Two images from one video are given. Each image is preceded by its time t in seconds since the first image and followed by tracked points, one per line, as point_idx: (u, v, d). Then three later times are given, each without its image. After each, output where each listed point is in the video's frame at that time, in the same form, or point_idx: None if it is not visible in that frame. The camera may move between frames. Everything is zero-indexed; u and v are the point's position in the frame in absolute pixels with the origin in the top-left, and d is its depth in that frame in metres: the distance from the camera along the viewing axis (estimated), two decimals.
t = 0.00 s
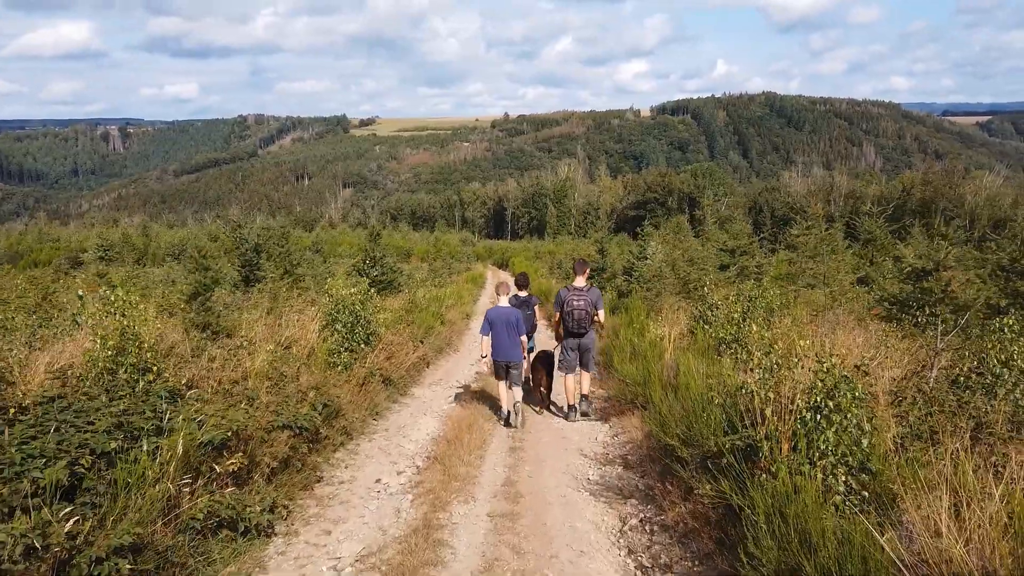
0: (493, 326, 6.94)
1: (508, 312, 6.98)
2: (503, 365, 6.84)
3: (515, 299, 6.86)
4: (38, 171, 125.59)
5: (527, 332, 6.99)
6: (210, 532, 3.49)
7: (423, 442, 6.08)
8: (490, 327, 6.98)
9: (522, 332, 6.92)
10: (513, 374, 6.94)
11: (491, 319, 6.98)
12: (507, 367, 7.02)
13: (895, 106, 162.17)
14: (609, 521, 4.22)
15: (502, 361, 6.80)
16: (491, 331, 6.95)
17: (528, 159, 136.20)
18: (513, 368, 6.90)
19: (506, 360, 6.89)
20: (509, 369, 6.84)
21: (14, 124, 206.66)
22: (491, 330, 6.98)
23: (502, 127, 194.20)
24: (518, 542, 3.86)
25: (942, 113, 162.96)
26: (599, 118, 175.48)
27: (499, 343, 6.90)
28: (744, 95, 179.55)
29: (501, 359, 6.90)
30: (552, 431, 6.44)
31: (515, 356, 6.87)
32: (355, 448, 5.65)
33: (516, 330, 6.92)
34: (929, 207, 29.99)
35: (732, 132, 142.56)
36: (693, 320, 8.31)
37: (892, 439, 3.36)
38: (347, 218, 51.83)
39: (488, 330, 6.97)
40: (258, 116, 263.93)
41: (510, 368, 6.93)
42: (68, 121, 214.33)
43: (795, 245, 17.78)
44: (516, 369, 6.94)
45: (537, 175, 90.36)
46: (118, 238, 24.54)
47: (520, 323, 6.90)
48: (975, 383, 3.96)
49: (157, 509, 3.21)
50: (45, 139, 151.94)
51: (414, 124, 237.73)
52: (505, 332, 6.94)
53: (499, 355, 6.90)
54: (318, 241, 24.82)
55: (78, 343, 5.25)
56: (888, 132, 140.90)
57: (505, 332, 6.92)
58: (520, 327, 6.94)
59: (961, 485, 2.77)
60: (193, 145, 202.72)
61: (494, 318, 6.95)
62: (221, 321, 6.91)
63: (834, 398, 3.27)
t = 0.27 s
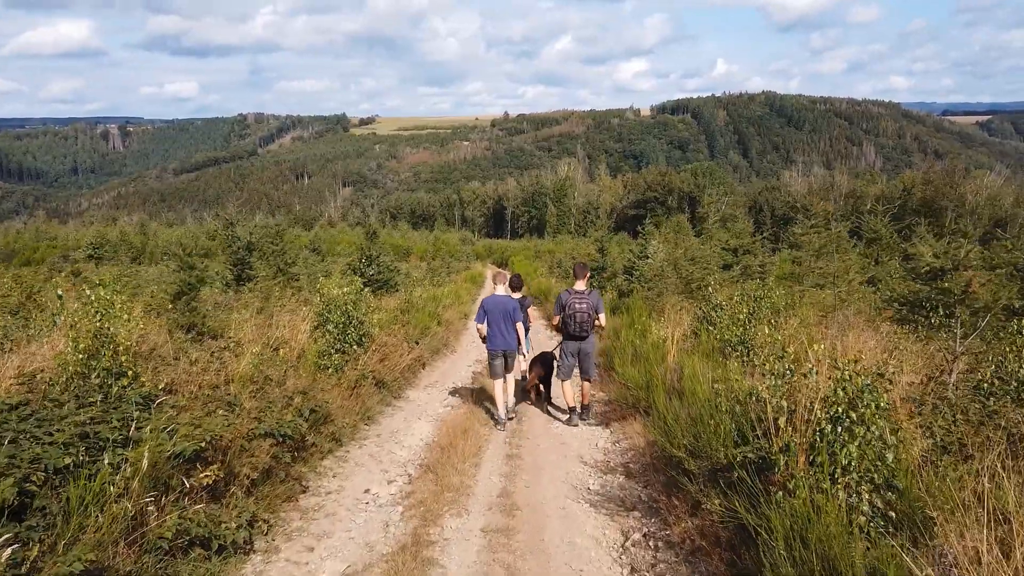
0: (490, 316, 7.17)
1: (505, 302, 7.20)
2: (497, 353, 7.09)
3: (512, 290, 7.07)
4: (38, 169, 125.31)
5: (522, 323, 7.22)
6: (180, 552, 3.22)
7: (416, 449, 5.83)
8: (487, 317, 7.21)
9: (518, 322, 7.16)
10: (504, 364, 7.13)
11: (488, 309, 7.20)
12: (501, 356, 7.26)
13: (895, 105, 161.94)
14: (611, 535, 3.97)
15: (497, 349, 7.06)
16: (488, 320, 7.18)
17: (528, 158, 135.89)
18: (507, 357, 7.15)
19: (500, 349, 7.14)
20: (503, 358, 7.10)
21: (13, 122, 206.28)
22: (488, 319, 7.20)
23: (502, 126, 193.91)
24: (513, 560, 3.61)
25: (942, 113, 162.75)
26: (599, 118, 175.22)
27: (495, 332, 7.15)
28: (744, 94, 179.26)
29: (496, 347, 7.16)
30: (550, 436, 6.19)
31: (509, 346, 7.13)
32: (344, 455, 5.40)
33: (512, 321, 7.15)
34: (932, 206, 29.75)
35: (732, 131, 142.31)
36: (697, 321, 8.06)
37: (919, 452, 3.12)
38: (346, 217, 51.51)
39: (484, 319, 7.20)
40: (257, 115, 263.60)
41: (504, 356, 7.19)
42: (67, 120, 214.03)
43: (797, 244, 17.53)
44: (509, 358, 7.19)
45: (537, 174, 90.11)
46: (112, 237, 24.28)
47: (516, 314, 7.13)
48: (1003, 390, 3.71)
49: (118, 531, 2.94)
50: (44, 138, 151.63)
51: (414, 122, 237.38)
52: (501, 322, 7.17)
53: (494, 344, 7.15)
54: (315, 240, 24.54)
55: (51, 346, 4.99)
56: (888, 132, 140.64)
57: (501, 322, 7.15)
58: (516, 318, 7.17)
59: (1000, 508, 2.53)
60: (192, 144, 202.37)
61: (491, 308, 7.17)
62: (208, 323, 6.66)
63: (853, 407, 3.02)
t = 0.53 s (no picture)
0: (487, 321, 6.95)
1: (503, 306, 7.00)
2: (495, 358, 6.91)
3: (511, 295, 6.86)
4: (38, 169, 125.21)
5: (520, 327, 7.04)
6: None
7: (408, 457, 5.59)
8: (484, 321, 7.00)
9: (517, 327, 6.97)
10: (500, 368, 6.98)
11: (485, 313, 6.98)
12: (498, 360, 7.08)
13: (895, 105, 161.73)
14: (612, 553, 3.72)
15: (495, 355, 6.87)
16: (485, 325, 6.97)
17: (528, 158, 135.77)
18: (505, 362, 6.98)
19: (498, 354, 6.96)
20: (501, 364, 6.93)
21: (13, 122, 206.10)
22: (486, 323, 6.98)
23: (502, 126, 193.80)
24: None
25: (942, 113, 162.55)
26: (599, 118, 175.11)
27: (492, 337, 6.95)
28: (744, 94, 179.04)
29: (494, 353, 6.96)
30: (549, 443, 5.95)
31: (507, 351, 6.94)
32: (333, 464, 5.16)
33: (510, 325, 6.97)
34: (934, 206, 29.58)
35: (732, 132, 142.25)
36: (700, 323, 7.83)
37: (948, 469, 2.88)
38: (345, 217, 51.30)
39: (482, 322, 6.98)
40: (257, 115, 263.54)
41: (501, 361, 7.02)
42: (67, 119, 213.94)
43: (799, 244, 17.30)
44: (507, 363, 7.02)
45: (537, 174, 89.97)
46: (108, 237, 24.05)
47: (514, 319, 6.94)
48: None
49: (72, 557, 2.69)
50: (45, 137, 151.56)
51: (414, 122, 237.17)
52: (499, 327, 6.97)
53: (491, 349, 6.95)
54: (313, 239, 24.33)
55: (23, 351, 4.74)
56: (888, 132, 140.51)
57: (499, 327, 6.96)
58: (515, 323, 6.99)
59: None
60: (192, 144, 202.18)
61: (489, 313, 6.95)
62: (193, 326, 6.42)
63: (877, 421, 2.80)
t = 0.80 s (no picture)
0: (484, 316, 7.22)
1: (499, 302, 7.26)
2: (492, 352, 7.20)
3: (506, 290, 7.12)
4: (38, 171, 125.21)
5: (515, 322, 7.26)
6: None
7: (400, 467, 5.34)
8: (481, 316, 7.27)
9: (512, 321, 7.20)
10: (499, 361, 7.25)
11: (482, 308, 7.24)
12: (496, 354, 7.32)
13: (895, 108, 161.63)
14: None
15: (491, 349, 7.11)
16: (482, 320, 7.23)
17: (528, 160, 135.65)
18: (501, 355, 7.21)
19: (494, 348, 7.19)
20: (497, 357, 7.15)
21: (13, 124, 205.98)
22: (483, 318, 7.25)
23: (502, 128, 193.76)
24: None
25: (943, 115, 162.44)
26: (599, 120, 175.06)
27: (488, 331, 7.20)
28: (744, 97, 179.19)
29: (490, 346, 7.22)
30: (548, 453, 5.71)
31: (502, 344, 7.17)
32: (320, 476, 4.91)
33: (505, 320, 7.21)
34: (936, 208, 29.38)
35: (732, 134, 142.25)
36: (703, 328, 7.59)
37: (984, 490, 2.65)
38: (345, 219, 51.04)
39: (479, 319, 7.24)
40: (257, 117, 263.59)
41: (498, 355, 7.26)
42: (67, 121, 213.87)
43: (802, 246, 17.06)
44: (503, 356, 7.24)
45: (537, 177, 89.79)
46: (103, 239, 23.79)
47: (509, 314, 7.18)
48: None
49: None
50: (45, 139, 151.54)
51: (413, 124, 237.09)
52: (495, 321, 7.22)
53: (488, 342, 7.20)
54: (310, 241, 24.09)
55: None
56: (888, 135, 140.45)
57: (494, 321, 7.21)
58: (510, 318, 7.22)
59: None
60: (192, 146, 202.06)
61: (484, 308, 7.21)
62: (177, 331, 6.17)
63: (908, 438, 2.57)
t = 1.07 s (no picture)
0: (479, 328, 7.02)
1: (494, 313, 7.04)
2: (488, 365, 7.02)
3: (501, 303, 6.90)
4: (40, 174, 125.14)
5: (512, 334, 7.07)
6: None
7: (396, 484, 5.08)
8: (476, 328, 7.07)
9: (508, 334, 7.01)
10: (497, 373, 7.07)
11: (477, 321, 7.05)
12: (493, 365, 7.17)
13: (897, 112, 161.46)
14: None
15: (488, 363, 6.95)
16: (477, 333, 7.04)
17: (529, 164, 135.46)
18: (499, 368, 7.06)
19: (491, 360, 7.04)
20: (494, 370, 7.00)
21: (15, 127, 206.21)
22: (478, 331, 7.05)
23: (504, 132, 193.68)
24: None
25: (945, 120, 162.29)
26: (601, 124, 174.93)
27: (485, 344, 7.02)
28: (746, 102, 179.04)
29: (487, 359, 7.06)
30: (551, 468, 5.45)
31: (500, 357, 7.01)
32: (312, 494, 4.65)
33: (502, 333, 7.01)
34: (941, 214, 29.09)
35: (734, 139, 142.07)
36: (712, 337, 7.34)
37: None
38: (346, 223, 50.76)
39: (474, 332, 7.04)
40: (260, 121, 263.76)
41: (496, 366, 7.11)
42: (70, 124, 213.99)
43: (808, 251, 16.81)
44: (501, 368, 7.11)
45: (539, 181, 89.61)
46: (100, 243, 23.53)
47: (505, 326, 6.98)
48: None
49: None
50: (47, 142, 151.49)
51: (415, 128, 237.18)
52: (491, 334, 7.03)
53: (485, 355, 7.04)
54: (308, 245, 23.81)
55: None
56: (890, 139, 140.20)
57: (490, 334, 7.02)
58: (506, 330, 7.02)
59: None
60: (194, 149, 202.20)
61: (480, 320, 7.01)
62: (165, 339, 5.88)
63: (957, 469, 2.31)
